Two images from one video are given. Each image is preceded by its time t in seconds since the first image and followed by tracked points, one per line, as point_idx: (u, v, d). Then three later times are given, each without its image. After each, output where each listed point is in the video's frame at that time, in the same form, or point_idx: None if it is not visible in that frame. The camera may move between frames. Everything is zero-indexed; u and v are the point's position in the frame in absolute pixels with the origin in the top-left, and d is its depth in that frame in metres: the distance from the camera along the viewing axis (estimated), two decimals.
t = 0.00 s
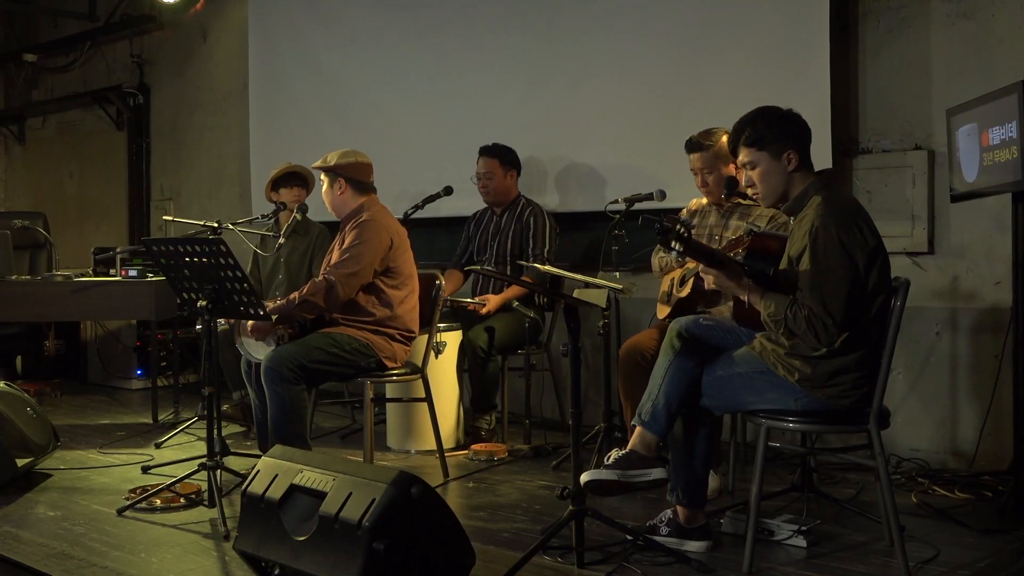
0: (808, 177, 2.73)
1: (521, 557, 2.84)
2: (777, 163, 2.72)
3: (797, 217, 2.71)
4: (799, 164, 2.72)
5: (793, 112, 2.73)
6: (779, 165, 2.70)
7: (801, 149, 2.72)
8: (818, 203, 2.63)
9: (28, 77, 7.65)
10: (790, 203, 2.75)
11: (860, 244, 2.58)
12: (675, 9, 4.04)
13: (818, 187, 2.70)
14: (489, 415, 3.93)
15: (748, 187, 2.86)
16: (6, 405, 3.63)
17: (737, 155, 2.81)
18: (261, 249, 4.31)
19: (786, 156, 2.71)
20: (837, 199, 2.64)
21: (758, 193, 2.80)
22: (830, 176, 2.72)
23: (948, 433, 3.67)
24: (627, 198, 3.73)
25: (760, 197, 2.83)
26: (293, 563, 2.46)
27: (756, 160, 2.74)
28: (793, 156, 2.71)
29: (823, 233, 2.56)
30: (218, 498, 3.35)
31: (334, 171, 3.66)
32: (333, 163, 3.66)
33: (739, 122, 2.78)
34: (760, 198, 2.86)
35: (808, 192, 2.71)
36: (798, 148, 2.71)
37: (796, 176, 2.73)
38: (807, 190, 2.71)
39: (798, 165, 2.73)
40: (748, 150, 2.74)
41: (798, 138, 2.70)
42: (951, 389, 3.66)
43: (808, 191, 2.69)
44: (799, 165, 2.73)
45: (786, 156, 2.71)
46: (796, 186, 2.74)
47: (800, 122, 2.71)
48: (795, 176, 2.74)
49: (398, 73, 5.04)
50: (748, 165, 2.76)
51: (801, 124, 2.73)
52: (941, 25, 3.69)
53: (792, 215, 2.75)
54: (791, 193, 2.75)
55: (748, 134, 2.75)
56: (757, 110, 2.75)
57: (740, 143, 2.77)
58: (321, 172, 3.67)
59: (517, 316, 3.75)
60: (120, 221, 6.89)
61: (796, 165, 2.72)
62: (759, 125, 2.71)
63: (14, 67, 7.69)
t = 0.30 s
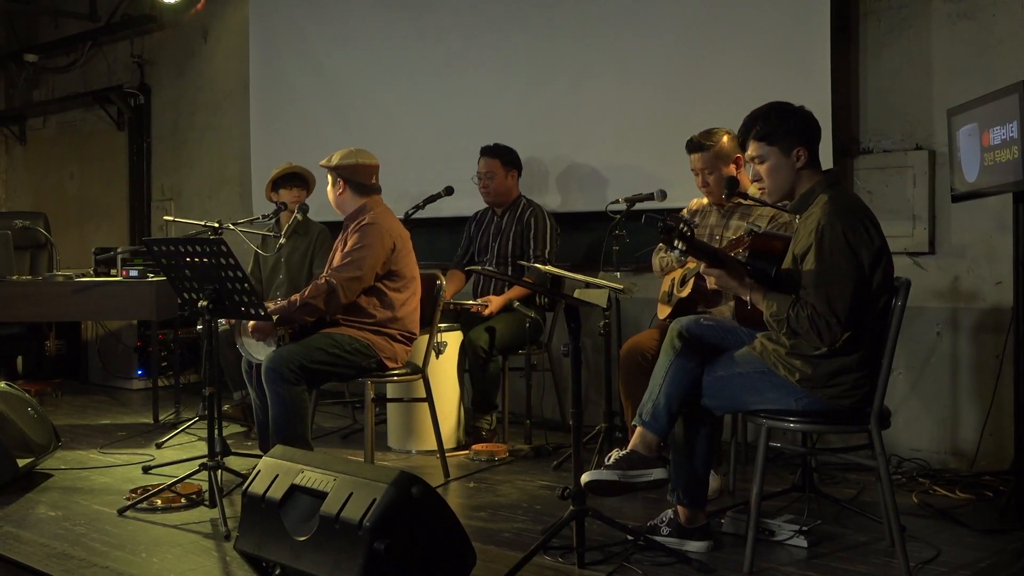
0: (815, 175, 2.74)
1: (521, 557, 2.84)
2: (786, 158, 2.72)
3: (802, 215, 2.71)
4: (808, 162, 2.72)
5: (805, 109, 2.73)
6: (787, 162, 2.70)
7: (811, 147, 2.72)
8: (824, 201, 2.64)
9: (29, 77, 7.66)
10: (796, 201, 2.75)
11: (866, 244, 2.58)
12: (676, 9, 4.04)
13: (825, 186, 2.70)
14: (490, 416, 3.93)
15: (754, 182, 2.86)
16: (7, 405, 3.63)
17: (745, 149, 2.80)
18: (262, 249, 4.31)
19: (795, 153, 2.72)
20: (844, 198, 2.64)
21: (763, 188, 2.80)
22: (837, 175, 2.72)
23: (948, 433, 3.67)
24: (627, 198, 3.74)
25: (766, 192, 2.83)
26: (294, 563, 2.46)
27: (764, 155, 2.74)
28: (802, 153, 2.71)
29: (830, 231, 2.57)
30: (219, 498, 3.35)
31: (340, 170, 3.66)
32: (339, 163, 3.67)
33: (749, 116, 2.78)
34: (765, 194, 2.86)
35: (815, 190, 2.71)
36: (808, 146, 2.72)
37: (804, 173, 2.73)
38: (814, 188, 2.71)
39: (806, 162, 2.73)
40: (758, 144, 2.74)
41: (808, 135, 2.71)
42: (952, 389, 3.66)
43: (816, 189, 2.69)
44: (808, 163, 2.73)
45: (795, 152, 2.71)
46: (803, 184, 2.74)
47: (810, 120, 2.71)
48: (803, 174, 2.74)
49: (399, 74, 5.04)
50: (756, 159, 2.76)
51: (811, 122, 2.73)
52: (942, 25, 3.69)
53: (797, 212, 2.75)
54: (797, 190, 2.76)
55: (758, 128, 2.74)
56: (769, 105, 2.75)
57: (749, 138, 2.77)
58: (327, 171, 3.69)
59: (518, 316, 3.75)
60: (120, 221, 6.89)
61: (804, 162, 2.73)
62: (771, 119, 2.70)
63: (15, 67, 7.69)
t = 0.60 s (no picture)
0: (816, 176, 2.74)
1: (518, 559, 2.84)
2: (788, 158, 2.72)
3: (803, 216, 2.71)
4: (809, 162, 2.73)
5: (809, 110, 2.73)
6: (789, 161, 2.70)
7: (813, 148, 2.72)
8: (825, 202, 2.64)
9: (27, 78, 7.65)
10: (796, 201, 2.75)
11: (867, 244, 2.58)
12: (673, 11, 4.04)
13: (826, 187, 2.70)
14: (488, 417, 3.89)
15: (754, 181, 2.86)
16: (4, 407, 3.62)
17: (747, 147, 2.80)
18: (260, 250, 4.31)
19: (797, 153, 2.72)
20: (845, 198, 2.64)
21: (764, 187, 2.80)
22: (838, 177, 2.72)
23: (946, 435, 3.67)
24: (625, 199, 3.73)
25: (766, 191, 2.83)
26: (291, 565, 2.45)
27: (766, 154, 2.74)
28: (804, 153, 2.72)
29: (831, 232, 2.57)
30: (215, 500, 3.35)
31: (341, 171, 3.66)
32: (343, 163, 3.66)
33: (753, 114, 2.77)
34: (765, 192, 2.87)
35: (815, 191, 2.71)
36: (810, 146, 2.72)
37: (805, 174, 2.74)
38: (814, 189, 2.71)
39: (808, 163, 2.73)
40: (760, 142, 2.74)
41: (811, 136, 2.71)
42: (950, 391, 3.66)
43: (816, 190, 2.70)
44: (809, 164, 2.74)
45: (797, 152, 2.71)
46: (803, 184, 2.75)
47: (814, 120, 2.71)
48: (804, 174, 2.74)
49: (397, 75, 5.04)
50: (758, 158, 2.76)
51: (814, 122, 2.73)
52: (939, 27, 3.69)
53: (797, 212, 2.75)
54: (797, 190, 2.76)
55: (760, 126, 2.74)
56: (773, 104, 2.74)
57: (751, 137, 2.77)
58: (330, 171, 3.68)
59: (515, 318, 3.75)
60: (118, 223, 6.88)
61: (806, 163, 2.73)
62: (775, 119, 2.70)
63: (12, 68, 7.68)
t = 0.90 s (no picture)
0: (808, 181, 2.74)
1: (507, 566, 2.83)
2: (780, 162, 2.73)
3: (793, 221, 2.72)
4: (802, 167, 2.74)
5: (802, 115, 2.74)
6: (781, 165, 2.71)
7: (805, 152, 2.73)
8: (816, 208, 2.65)
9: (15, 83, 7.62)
10: (787, 206, 2.76)
11: (856, 249, 2.59)
12: (663, 17, 4.05)
13: (818, 193, 2.70)
14: (477, 423, 3.87)
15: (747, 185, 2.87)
16: None
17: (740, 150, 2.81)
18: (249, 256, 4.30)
19: (790, 158, 2.73)
20: (836, 204, 2.65)
21: (756, 190, 2.81)
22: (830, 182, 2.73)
23: (934, 440, 3.67)
24: (614, 205, 3.74)
25: (758, 195, 2.83)
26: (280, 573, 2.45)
27: (758, 157, 2.75)
28: (797, 158, 2.72)
29: (821, 236, 2.57)
30: (204, 507, 3.33)
31: (333, 177, 3.65)
32: (335, 169, 3.65)
33: (746, 118, 2.78)
34: (757, 196, 2.87)
35: (807, 196, 2.72)
36: (802, 151, 2.73)
37: (797, 178, 2.74)
38: (806, 194, 2.72)
39: (800, 167, 2.74)
40: (752, 146, 2.75)
41: (805, 140, 2.71)
42: (938, 397, 3.67)
43: (808, 195, 2.70)
44: (801, 168, 2.75)
45: (790, 157, 2.72)
46: (795, 188, 2.75)
47: (806, 125, 2.73)
48: (796, 178, 2.75)
49: (387, 80, 5.03)
50: (750, 161, 2.77)
51: (807, 128, 2.74)
52: (927, 34, 3.71)
53: (788, 217, 2.76)
54: (789, 195, 2.77)
55: (753, 130, 2.75)
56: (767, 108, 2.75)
57: (744, 140, 2.78)
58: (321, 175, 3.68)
59: (504, 324, 3.75)
60: (107, 228, 6.87)
61: (798, 167, 2.74)
62: (768, 123, 2.71)
63: None
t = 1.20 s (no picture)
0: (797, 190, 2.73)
1: None
2: (769, 172, 2.72)
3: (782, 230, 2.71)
4: (791, 175, 2.73)
5: (790, 123, 2.73)
6: (770, 174, 2.71)
7: (794, 161, 2.72)
8: (805, 216, 2.64)
9: None
10: (777, 215, 2.76)
11: (845, 259, 2.57)
12: (650, 25, 4.05)
13: (807, 202, 2.70)
14: (464, 433, 3.82)
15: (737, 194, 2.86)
16: None
17: (729, 159, 2.80)
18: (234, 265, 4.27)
19: (779, 167, 2.72)
20: (825, 212, 2.64)
21: (745, 200, 2.80)
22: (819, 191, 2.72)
23: (922, 450, 3.66)
24: (602, 213, 3.72)
25: (748, 205, 2.83)
26: None
27: (747, 167, 2.73)
28: (786, 167, 2.71)
29: (810, 245, 2.56)
30: (188, 518, 3.30)
31: (320, 186, 3.64)
32: (323, 177, 3.64)
33: (735, 127, 2.77)
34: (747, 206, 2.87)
35: (796, 205, 2.71)
36: (791, 160, 2.71)
37: (786, 187, 2.73)
38: (795, 202, 2.71)
39: (789, 176, 2.73)
40: (741, 156, 2.74)
41: (793, 149, 2.70)
42: (926, 405, 3.66)
43: (797, 204, 2.70)
44: (790, 177, 2.74)
45: (779, 166, 2.71)
46: (785, 197, 2.74)
47: (794, 134, 2.71)
48: (785, 187, 2.74)
49: (374, 88, 5.02)
50: (739, 171, 2.76)
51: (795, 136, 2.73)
52: (913, 43, 3.72)
53: (779, 226, 2.75)
54: (778, 204, 2.76)
55: (741, 140, 2.74)
56: (755, 116, 2.74)
57: (732, 150, 2.77)
58: (309, 183, 3.66)
59: (490, 333, 3.73)
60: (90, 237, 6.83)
61: (787, 176, 2.73)
62: (755, 132, 2.70)
63: None
